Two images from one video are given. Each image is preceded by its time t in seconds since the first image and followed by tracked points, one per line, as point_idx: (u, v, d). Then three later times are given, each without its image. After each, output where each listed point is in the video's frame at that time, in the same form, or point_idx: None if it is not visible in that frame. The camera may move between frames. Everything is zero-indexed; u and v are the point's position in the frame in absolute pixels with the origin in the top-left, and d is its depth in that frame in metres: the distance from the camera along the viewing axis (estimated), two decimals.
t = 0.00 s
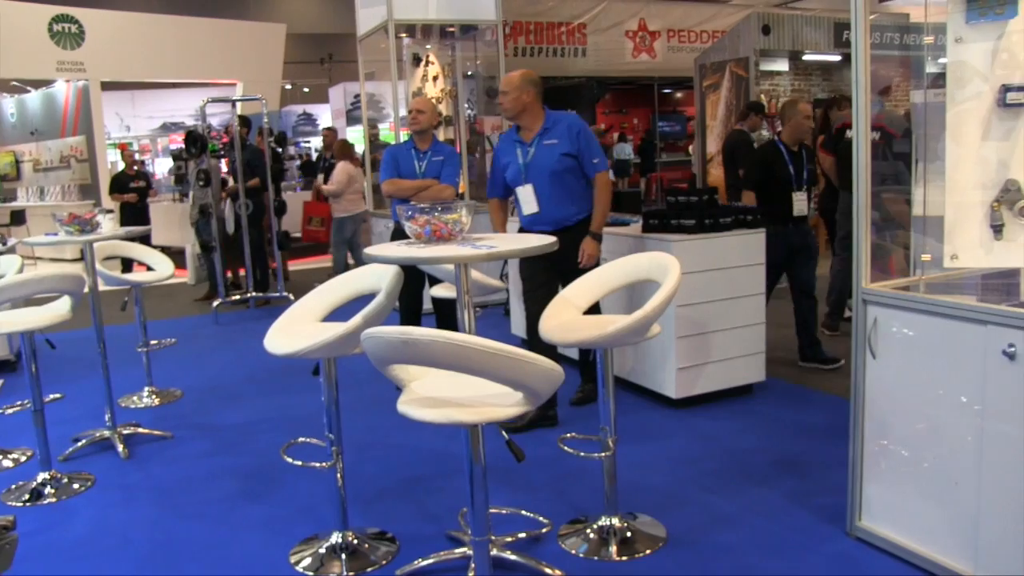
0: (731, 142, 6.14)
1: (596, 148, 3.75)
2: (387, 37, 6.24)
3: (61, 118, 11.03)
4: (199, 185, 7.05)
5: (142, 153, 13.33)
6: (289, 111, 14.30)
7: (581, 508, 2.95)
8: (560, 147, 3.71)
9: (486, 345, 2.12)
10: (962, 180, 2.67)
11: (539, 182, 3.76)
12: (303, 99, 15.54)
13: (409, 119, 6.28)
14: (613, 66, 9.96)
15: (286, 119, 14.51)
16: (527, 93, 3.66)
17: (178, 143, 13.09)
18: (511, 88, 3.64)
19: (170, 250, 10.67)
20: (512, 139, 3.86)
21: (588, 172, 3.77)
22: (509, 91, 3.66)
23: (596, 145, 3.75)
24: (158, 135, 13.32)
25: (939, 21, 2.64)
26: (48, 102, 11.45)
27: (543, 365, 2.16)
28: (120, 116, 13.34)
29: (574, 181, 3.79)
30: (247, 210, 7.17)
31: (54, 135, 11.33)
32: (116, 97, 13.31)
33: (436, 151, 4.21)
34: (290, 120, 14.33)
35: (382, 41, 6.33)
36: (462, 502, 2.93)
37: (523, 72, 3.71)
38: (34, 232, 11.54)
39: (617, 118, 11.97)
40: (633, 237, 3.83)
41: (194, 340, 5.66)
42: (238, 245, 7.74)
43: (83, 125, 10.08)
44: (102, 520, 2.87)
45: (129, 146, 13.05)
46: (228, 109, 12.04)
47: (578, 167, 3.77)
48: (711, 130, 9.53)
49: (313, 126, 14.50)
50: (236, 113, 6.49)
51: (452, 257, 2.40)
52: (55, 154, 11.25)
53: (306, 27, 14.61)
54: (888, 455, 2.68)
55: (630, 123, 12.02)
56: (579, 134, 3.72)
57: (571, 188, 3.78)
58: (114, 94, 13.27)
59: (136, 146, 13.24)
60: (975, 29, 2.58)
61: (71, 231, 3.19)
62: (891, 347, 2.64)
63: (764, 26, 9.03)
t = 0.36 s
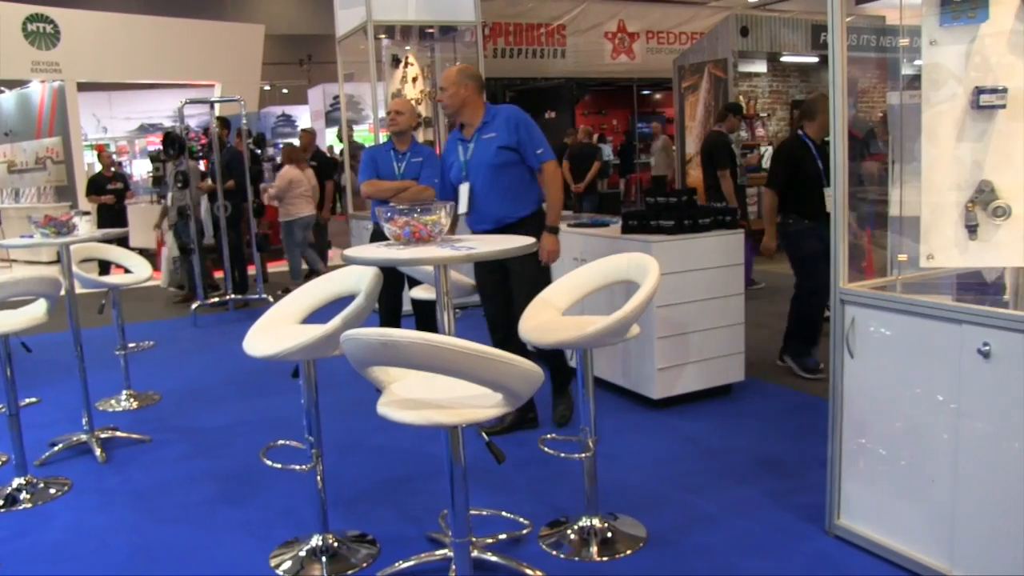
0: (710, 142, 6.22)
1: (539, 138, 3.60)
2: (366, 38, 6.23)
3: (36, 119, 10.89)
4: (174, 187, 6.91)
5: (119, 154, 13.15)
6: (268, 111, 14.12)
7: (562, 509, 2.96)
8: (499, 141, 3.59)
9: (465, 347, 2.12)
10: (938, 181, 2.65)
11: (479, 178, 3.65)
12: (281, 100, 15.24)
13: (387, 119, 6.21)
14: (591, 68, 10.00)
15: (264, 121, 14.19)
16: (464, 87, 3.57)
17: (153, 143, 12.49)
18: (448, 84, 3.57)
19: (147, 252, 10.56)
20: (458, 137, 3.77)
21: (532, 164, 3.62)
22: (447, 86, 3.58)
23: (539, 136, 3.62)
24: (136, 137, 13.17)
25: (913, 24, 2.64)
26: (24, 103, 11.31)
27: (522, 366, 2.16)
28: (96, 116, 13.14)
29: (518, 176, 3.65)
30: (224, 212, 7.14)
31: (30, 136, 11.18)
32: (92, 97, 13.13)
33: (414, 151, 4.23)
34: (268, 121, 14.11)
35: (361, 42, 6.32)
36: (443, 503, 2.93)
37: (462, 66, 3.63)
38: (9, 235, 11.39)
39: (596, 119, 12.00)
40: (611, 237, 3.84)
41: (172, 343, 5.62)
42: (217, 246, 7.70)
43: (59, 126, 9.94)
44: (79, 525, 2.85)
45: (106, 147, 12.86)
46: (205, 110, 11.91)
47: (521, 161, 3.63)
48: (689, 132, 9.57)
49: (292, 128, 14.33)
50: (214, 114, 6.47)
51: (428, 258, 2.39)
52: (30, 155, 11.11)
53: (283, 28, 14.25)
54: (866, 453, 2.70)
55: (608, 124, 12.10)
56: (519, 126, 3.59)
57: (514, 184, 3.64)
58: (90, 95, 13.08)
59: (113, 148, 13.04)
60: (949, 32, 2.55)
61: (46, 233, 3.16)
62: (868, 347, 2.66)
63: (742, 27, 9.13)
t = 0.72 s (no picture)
0: (688, 144, 6.24)
1: (477, 157, 3.31)
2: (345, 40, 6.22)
3: (10, 121, 10.74)
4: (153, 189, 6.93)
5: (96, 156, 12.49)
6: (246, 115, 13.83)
7: (542, 511, 2.96)
8: (435, 155, 3.32)
9: (445, 349, 2.11)
10: (913, 182, 2.67)
11: (414, 192, 3.38)
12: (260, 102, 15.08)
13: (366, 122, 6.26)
14: (569, 70, 10.02)
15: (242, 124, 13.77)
16: (412, 93, 3.28)
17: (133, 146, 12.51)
18: (395, 88, 3.30)
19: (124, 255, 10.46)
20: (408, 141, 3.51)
21: (467, 183, 3.35)
22: (395, 91, 3.30)
23: (478, 153, 3.33)
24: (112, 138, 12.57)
25: (889, 28, 2.67)
26: None
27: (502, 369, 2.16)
28: (72, 118, 12.49)
29: (452, 194, 3.37)
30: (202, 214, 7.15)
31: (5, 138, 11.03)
32: (67, 98, 12.48)
33: (393, 154, 4.24)
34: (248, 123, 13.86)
35: (340, 44, 6.32)
36: (423, 506, 2.93)
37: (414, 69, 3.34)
38: None
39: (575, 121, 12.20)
40: (590, 239, 3.86)
41: (150, 347, 5.58)
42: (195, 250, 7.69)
43: (34, 128, 9.81)
44: (55, 530, 2.82)
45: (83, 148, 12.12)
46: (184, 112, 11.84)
47: (456, 178, 3.36)
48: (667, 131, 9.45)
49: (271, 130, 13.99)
50: (193, 115, 6.46)
51: (408, 261, 2.39)
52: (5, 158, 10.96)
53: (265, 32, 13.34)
54: (844, 453, 2.71)
55: (587, 126, 12.27)
56: (459, 141, 3.30)
57: (448, 202, 3.37)
58: (64, 96, 12.41)
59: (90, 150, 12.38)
60: (924, 36, 2.58)
61: (21, 236, 3.15)
62: (846, 347, 2.68)
63: (720, 30, 9.25)
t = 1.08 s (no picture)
0: (666, 149, 6.28)
1: (380, 168, 3.23)
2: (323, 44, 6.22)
3: None
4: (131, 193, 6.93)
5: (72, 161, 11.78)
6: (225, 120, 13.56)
7: (522, 514, 2.96)
8: (351, 160, 3.33)
9: (425, 353, 2.10)
10: (889, 184, 2.69)
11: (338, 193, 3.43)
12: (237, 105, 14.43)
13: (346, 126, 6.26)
14: (548, 73, 10.03)
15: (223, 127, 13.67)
16: (343, 94, 3.31)
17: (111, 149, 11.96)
18: (331, 87, 3.35)
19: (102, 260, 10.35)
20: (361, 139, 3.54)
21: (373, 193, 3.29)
22: (330, 89, 3.36)
23: (384, 165, 3.24)
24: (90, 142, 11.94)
25: (864, 32, 2.66)
26: None
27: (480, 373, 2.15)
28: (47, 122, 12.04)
29: (365, 202, 3.35)
30: (181, 218, 7.13)
31: None
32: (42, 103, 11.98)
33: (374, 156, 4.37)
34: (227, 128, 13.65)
35: (318, 48, 6.30)
36: (402, 510, 2.93)
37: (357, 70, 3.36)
38: None
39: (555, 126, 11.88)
40: (569, 242, 3.88)
41: (127, 352, 5.54)
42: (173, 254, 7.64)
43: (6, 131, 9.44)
44: (31, 538, 2.80)
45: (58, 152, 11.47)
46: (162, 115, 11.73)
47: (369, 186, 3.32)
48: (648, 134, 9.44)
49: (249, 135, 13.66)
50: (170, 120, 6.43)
51: (386, 265, 2.38)
52: None
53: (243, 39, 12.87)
54: (822, 454, 2.73)
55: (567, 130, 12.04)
56: (369, 149, 3.25)
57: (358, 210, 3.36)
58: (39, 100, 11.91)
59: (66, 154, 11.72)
60: (898, 40, 2.59)
61: None
62: (824, 349, 2.69)
63: (698, 34, 9.38)
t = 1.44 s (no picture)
0: (644, 156, 6.31)
1: (285, 182, 3.14)
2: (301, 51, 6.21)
3: None
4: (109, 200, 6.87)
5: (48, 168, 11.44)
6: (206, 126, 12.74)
7: (503, 521, 2.96)
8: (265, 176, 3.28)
9: (404, 360, 2.09)
10: (865, 190, 2.71)
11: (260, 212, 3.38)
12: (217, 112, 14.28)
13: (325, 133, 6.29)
14: (527, 80, 10.05)
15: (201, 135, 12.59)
16: (259, 111, 3.29)
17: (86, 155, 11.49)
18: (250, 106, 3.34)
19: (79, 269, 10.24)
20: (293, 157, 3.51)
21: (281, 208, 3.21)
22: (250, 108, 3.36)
23: (289, 178, 3.15)
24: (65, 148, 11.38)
25: (840, 40, 2.65)
26: None
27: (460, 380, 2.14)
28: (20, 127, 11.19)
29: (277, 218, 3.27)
30: (159, 225, 7.07)
31: None
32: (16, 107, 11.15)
33: (357, 164, 4.40)
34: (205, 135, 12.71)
35: (297, 54, 6.29)
36: (382, 518, 2.92)
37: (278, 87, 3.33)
38: None
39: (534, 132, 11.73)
40: (549, 249, 3.89)
41: (104, 360, 5.49)
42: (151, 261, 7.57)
43: None
44: (6, 549, 2.77)
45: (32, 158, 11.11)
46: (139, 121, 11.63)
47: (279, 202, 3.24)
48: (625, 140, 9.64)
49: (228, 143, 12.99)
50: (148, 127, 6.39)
51: (366, 272, 2.38)
52: None
53: (222, 41, 12.61)
54: (802, 459, 2.74)
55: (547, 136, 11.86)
56: (276, 165, 3.18)
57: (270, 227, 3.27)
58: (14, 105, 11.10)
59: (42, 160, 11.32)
60: (873, 48, 2.62)
61: None
62: (803, 354, 2.71)
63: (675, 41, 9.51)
